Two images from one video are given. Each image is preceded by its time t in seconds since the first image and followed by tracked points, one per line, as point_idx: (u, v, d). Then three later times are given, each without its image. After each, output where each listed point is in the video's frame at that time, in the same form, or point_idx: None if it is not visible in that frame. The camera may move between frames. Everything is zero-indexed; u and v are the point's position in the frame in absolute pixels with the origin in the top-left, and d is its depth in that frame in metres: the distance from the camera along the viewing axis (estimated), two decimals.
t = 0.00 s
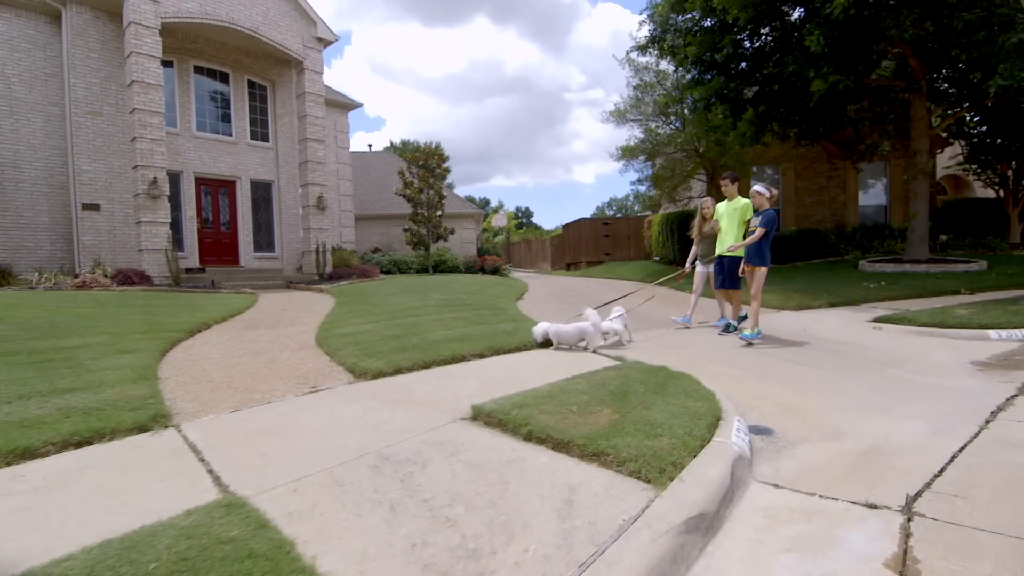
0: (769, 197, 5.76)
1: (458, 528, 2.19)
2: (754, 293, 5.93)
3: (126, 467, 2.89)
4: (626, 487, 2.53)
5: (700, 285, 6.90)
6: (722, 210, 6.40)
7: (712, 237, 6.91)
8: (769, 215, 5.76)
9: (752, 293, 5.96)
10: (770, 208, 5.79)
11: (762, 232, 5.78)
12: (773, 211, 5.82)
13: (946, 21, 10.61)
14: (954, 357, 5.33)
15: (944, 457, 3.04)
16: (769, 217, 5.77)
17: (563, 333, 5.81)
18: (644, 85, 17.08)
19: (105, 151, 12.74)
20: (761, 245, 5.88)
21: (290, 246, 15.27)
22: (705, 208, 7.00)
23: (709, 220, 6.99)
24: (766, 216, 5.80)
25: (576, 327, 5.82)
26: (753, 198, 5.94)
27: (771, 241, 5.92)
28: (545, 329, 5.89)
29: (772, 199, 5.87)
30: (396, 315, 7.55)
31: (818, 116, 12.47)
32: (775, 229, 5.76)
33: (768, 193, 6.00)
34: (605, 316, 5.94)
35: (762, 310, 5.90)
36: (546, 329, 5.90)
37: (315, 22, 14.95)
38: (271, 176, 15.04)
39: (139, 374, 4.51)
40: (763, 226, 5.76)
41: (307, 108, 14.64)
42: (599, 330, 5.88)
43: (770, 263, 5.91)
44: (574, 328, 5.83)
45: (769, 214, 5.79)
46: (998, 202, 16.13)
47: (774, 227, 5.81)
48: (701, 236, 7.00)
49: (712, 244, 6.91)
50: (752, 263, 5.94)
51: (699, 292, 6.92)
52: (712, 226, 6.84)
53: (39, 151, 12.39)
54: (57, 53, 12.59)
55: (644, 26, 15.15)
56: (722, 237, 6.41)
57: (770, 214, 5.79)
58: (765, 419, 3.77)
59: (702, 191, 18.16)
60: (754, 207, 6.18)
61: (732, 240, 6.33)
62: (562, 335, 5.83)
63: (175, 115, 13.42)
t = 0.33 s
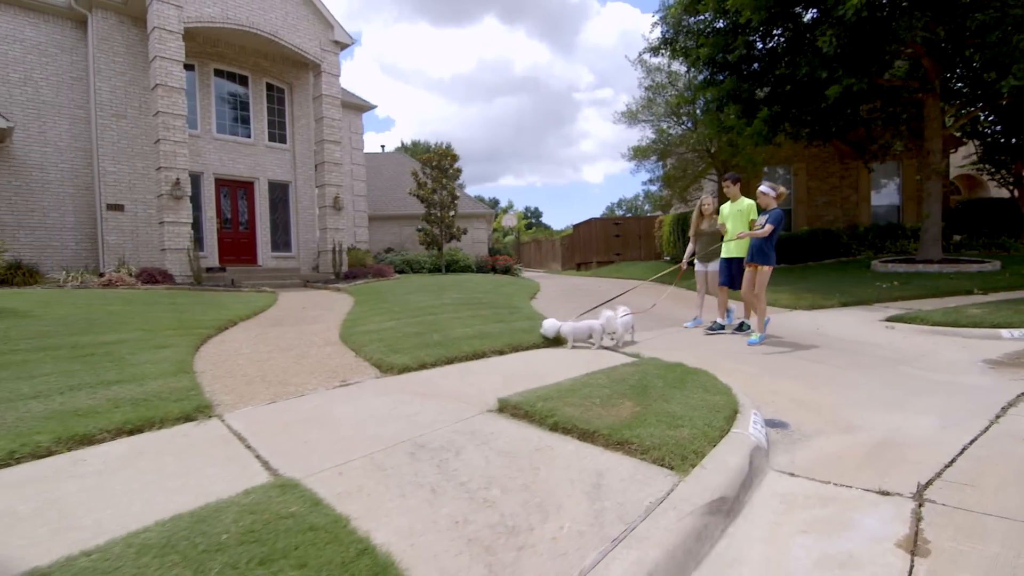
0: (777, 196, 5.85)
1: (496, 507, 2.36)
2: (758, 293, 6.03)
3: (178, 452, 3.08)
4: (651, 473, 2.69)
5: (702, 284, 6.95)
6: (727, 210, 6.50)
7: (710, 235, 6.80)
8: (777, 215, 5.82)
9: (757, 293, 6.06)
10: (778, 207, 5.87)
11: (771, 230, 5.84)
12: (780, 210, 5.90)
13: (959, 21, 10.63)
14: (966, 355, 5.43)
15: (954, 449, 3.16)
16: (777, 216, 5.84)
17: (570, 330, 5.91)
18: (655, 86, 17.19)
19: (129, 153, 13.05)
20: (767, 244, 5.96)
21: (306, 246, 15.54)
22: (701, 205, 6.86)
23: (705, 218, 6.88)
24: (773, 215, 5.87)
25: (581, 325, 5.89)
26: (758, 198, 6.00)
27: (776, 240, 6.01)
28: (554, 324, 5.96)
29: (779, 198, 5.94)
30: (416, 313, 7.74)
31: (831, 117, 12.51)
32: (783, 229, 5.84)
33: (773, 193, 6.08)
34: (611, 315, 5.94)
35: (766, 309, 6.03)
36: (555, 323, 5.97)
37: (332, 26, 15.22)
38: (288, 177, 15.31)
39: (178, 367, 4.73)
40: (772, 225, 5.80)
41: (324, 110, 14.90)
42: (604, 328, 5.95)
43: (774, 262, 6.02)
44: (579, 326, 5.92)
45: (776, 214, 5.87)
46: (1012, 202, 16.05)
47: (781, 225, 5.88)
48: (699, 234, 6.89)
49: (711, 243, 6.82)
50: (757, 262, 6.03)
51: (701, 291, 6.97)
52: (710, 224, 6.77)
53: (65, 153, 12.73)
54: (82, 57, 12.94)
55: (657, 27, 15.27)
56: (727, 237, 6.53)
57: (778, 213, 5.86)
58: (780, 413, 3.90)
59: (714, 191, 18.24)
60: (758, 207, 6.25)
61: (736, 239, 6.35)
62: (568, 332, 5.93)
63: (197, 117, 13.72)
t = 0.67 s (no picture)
0: (785, 196, 5.98)
1: (531, 491, 2.52)
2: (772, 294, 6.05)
3: (227, 439, 3.28)
4: (675, 462, 2.84)
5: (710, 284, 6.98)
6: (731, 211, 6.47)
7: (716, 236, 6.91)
8: (786, 215, 5.91)
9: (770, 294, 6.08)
10: (786, 207, 5.96)
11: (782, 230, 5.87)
12: (788, 210, 5.98)
13: (976, 21, 10.62)
14: (981, 355, 5.50)
15: (968, 443, 3.27)
16: (785, 216, 5.91)
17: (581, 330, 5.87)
18: (669, 87, 17.27)
19: (153, 154, 13.38)
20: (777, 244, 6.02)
21: (323, 245, 15.80)
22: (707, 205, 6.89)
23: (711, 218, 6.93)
24: (782, 215, 5.95)
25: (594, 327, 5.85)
26: (766, 197, 6.14)
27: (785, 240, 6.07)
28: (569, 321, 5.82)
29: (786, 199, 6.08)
30: (436, 311, 7.93)
31: (846, 118, 12.53)
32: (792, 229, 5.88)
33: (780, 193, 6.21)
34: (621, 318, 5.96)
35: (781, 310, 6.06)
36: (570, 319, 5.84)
37: (350, 29, 15.48)
38: (306, 177, 15.59)
39: (215, 361, 4.94)
40: (782, 224, 5.87)
41: (342, 112, 15.18)
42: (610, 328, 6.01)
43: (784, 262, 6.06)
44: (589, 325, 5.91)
45: (785, 214, 5.94)
46: None
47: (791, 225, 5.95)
48: (705, 233, 6.98)
49: (716, 242, 6.92)
50: (767, 262, 6.07)
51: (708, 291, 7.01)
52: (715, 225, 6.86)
53: (91, 155, 13.08)
54: (109, 61, 13.30)
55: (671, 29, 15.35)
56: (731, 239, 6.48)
57: (786, 213, 5.95)
58: (797, 409, 4.03)
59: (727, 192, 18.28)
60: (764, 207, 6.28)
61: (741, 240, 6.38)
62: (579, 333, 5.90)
63: (219, 119, 14.02)
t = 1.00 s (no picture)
0: (787, 200, 5.98)
1: (565, 475, 2.69)
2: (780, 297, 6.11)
3: (273, 427, 3.49)
4: (700, 451, 2.99)
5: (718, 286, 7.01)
6: (738, 212, 6.55)
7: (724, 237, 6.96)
8: (791, 218, 5.97)
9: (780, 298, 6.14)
10: (790, 210, 6.00)
11: (790, 234, 5.93)
12: (792, 212, 6.02)
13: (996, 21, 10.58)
14: (998, 354, 5.57)
15: (983, 437, 3.38)
16: (792, 220, 5.97)
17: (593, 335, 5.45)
18: (684, 87, 17.33)
19: (179, 155, 13.74)
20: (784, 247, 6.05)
21: (341, 244, 16.08)
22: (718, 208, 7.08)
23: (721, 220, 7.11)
24: (788, 219, 6.00)
25: (606, 324, 5.47)
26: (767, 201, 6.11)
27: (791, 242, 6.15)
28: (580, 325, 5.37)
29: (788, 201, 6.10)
30: (457, 309, 8.13)
31: (863, 118, 12.53)
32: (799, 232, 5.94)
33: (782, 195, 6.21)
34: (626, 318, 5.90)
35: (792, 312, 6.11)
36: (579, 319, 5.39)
37: (369, 32, 15.74)
38: (325, 178, 15.89)
39: (252, 355, 5.17)
40: (791, 230, 5.90)
41: (361, 114, 15.49)
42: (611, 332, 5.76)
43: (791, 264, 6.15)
44: (596, 325, 5.57)
45: (790, 217, 6.00)
46: None
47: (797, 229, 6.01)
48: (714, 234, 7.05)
49: (724, 243, 6.97)
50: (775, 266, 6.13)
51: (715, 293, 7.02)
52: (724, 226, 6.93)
53: (119, 156, 13.44)
54: (136, 65, 13.66)
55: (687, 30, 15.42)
56: (739, 239, 6.55)
57: (791, 216, 6.00)
58: (815, 404, 4.15)
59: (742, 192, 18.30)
60: (769, 208, 6.35)
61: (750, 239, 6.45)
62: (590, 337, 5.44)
63: (242, 120, 14.33)
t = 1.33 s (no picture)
0: (790, 198, 5.91)
1: (594, 461, 2.86)
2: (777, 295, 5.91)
3: (314, 415, 3.69)
4: (722, 441, 3.14)
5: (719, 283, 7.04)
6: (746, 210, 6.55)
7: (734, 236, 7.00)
8: (791, 216, 5.88)
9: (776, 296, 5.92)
10: (791, 207, 5.91)
11: (787, 232, 5.87)
12: (793, 210, 5.94)
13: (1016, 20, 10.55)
14: (1015, 353, 5.63)
15: (998, 432, 3.48)
16: (791, 217, 5.89)
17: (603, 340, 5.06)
18: (700, 87, 17.36)
19: (204, 156, 14.09)
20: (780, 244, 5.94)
21: (360, 243, 16.36)
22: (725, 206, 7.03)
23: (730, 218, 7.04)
24: (788, 216, 5.92)
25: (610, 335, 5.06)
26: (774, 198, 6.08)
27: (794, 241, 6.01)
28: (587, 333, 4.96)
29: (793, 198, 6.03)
30: (477, 306, 8.31)
31: (881, 117, 12.52)
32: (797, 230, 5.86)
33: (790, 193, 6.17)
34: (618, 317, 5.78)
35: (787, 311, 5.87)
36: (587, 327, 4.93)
37: (388, 34, 15.99)
38: (344, 178, 16.18)
39: (285, 349, 5.40)
40: (788, 228, 5.84)
41: (380, 115, 15.77)
42: (617, 335, 5.45)
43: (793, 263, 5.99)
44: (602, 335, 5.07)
45: (790, 215, 5.89)
46: None
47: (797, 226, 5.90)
48: (723, 234, 7.08)
49: (733, 243, 7.02)
50: (775, 264, 6.01)
51: (716, 290, 7.02)
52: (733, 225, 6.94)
53: (146, 157, 13.83)
54: (162, 68, 14.02)
55: (703, 30, 15.47)
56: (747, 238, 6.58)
57: (791, 214, 5.91)
58: (832, 399, 4.28)
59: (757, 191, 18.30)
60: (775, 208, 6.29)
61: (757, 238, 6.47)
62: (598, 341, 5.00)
63: (264, 122, 14.65)
